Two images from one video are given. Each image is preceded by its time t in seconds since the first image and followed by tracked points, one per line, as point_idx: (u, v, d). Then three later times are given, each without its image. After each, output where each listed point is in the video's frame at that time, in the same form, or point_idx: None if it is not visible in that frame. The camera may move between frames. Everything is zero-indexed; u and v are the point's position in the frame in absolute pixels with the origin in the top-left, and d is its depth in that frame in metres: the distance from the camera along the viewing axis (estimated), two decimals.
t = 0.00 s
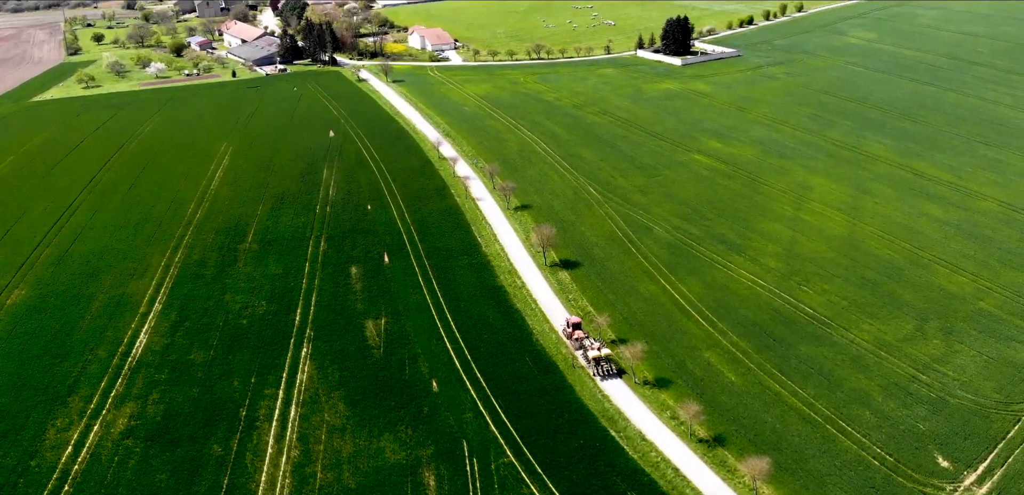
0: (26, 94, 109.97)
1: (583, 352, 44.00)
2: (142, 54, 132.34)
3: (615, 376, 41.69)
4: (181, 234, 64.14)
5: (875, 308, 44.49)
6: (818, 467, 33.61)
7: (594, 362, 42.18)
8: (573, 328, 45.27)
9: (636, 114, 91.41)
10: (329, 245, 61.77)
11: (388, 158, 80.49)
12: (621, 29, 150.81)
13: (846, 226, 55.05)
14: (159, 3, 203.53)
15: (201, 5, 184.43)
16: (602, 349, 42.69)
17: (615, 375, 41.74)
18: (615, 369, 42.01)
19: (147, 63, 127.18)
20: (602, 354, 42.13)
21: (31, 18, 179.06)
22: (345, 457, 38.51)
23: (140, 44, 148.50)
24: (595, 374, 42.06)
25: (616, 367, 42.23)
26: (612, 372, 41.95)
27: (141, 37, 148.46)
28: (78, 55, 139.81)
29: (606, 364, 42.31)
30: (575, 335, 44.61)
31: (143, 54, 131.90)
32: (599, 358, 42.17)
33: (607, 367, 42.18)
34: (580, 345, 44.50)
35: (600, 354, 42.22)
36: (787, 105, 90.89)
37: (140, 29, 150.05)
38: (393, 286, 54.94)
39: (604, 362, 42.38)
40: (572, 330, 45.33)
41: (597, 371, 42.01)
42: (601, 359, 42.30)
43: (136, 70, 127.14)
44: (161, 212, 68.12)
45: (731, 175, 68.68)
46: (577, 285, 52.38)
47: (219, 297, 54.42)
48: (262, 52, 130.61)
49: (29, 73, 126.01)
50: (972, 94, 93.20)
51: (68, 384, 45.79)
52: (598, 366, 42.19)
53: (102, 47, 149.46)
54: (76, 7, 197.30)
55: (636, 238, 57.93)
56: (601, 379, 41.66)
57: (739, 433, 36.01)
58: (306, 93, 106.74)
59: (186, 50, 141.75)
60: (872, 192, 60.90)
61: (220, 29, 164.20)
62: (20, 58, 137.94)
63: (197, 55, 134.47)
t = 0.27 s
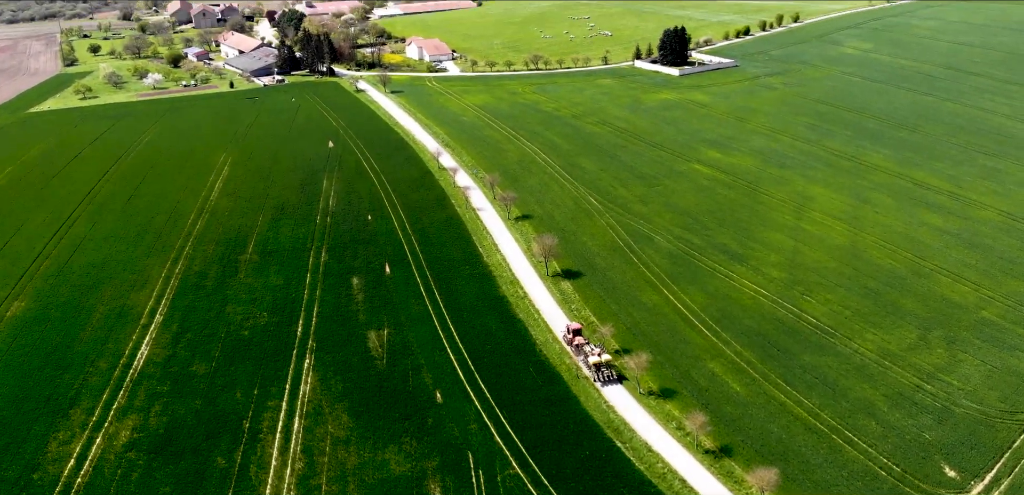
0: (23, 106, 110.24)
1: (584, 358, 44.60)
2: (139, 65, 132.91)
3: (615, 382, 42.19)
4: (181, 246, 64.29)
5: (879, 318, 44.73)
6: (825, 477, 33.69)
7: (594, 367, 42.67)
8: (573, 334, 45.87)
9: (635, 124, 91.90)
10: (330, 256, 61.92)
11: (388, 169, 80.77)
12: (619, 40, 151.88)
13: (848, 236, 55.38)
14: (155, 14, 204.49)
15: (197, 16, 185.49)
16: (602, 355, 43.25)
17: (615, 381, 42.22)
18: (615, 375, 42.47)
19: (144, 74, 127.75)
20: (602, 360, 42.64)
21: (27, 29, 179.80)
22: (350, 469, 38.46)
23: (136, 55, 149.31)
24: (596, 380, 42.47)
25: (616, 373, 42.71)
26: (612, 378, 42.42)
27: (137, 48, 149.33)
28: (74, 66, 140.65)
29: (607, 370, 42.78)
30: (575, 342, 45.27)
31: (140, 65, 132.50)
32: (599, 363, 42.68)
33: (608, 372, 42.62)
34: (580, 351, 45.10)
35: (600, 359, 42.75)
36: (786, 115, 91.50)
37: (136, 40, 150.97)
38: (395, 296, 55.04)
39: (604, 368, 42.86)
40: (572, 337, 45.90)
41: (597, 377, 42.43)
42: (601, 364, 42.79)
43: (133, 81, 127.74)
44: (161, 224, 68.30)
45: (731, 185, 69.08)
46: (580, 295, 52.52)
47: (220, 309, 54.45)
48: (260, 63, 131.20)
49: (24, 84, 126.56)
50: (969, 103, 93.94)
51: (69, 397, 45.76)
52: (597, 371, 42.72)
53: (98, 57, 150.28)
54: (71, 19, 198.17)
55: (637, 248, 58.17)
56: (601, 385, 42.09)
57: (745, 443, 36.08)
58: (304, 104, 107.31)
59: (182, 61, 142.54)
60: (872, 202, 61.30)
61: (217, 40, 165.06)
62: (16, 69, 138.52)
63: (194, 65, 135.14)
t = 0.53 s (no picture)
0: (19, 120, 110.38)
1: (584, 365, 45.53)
2: (135, 79, 133.39)
3: (616, 389, 43.04)
4: (182, 260, 64.40)
5: (883, 330, 44.95)
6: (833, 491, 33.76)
7: (595, 375, 43.45)
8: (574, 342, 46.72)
9: (633, 137, 92.50)
10: (332, 270, 62.06)
11: (389, 182, 81.10)
12: (616, 53, 153.13)
13: (849, 248, 55.75)
14: (150, 28, 205.33)
15: (192, 30, 186.53)
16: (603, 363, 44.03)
17: (615, 389, 43.03)
18: (615, 383, 43.30)
19: (140, 88, 128.20)
20: (602, 368, 43.44)
21: (21, 43, 180.27)
22: (357, 485, 38.39)
23: (132, 68, 150.08)
24: (597, 388, 43.27)
25: (616, 380, 43.55)
26: (612, 385, 43.24)
27: (133, 62, 150.10)
28: (70, 80, 141.24)
29: (607, 378, 43.59)
30: (576, 350, 46.11)
31: (136, 79, 133.24)
32: (599, 371, 43.48)
33: (608, 380, 43.44)
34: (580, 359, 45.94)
35: (600, 367, 43.55)
36: (783, 128, 92.27)
37: (132, 54, 151.74)
38: (398, 310, 55.15)
39: (604, 376, 43.65)
40: (572, 345, 46.77)
41: (598, 384, 43.22)
42: (601, 372, 43.57)
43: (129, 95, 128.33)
44: (161, 238, 68.40)
45: (731, 197, 69.53)
46: (583, 308, 52.70)
47: (222, 323, 54.46)
48: (257, 76, 131.81)
49: (19, 98, 126.92)
50: (966, 115, 94.86)
51: (71, 413, 45.63)
52: (598, 378, 43.48)
53: (93, 71, 151.01)
54: (66, 32, 198.67)
55: (639, 261, 58.45)
56: (602, 393, 42.88)
57: (753, 457, 36.14)
58: (302, 117, 107.87)
59: (178, 74, 143.31)
60: (872, 214, 61.77)
61: (212, 54, 165.92)
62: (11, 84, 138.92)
63: (190, 79, 135.84)
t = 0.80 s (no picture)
0: (16, 133, 110.59)
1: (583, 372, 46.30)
2: (131, 91, 134.07)
3: (616, 396, 43.72)
4: (183, 273, 64.49)
5: (886, 341, 45.15)
6: None
7: (595, 382, 44.15)
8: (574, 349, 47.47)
9: (632, 148, 93.03)
10: (333, 282, 62.18)
11: (389, 194, 81.38)
12: (613, 65, 154.27)
13: (850, 259, 56.07)
14: (146, 40, 206.26)
15: (188, 42, 187.61)
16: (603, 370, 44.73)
17: (615, 395, 43.72)
18: (615, 390, 44.00)
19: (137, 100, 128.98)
20: (603, 375, 44.15)
21: (15, 56, 180.88)
22: None
23: (127, 81, 150.90)
24: (597, 394, 43.90)
25: (616, 387, 44.25)
26: (612, 392, 43.92)
27: (129, 74, 150.93)
28: (65, 92, 141.87)
29: (607, 385, 44.29)
30: (576, 357, 46.86)
31: (132, 91, 133.90)
32: (600, 378, 44.19)
33: (608, 387, 44.14)
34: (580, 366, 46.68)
35: (600, 374, 44.25)
36: (781, 139, 92.93)
37: (127, 66, 152.60)
38: (400, 322, 55.23)
39: (605, 382, 44.35)
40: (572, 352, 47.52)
41: (598, 391, 43.90)
42: (602, 379, 44.26)
43: (125, 107, 128.89)
44: (160, 251, 68.51)
45: (731, 208, 69.92)
46: (586, 319, 52.85)
47: (223, 336, 54.47)
48: (254, 88, 132.53)
49: (15, 111, 127.39)
50: (963, 127, 95.71)
51: (72, 427, 45.51)
52: (598, 385, 44.14)
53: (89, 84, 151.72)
54: (61, 45, 199.44)
55: (641, 272, 58.70)
56: (601, 399, 43.53)
57: (761, 469, 36.19)
58: (300, 130, 108.33)
59: (174, 87, 144.05)
60: (872, 224, 62.17)
61: (208, 66, 166.83)
62: (7, 96, 139.39)
63: (186, 92, 136.68)
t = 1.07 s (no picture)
0: (12, 144, 110.79)
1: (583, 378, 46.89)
2: (127, 102, 134.62)
3: (615, 402, 44.27)
4: (182, 284, 64.53)
5: (889, 351, 45.33)
6: None
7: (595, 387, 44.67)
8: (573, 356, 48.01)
9: (630, 159, 93.47)
10: (334, 293, 62.24)
11: (389, 205, 81.58)
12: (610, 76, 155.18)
13: (851, 269, 56.34)
14: (141, 51, 207.16)
15: (184, 53, 188.50)
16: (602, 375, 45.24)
17: (615, 401, 44.27)
18: (615, 396, 44.55)
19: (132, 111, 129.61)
20: (602, 380, 44.69)
21: (10, 67, 181.43)
22: None
23: (123, 91, 151.56)
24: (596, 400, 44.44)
25: (616, 393, 44.78)
26: (612, 398, 44.46)
27: (124, 84, 151.59)
28: (60, 103, 142.34)
29: (607, 390, 44.82)
30: (576, 362, 47.40)
31: (128, 102, 134.39)
32: (599, 383, 44.71)
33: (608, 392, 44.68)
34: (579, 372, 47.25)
35: (600, 380, 44.77)
36: (779, 149, 93.48)
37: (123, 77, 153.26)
38: (401, 333, 55.27)
39: (604, 388, 44.89)
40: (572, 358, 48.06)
41: (598, 397, 44.44)
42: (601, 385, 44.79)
43: (121, 118, 129.32)
44: (159, 262, 68.58)
45: (731, 218, 70.25)
46: (587, 329, 52.95)
47: (223, 348, 54.45)
48: (251, 99, 133.10)
49: (11, 122, 127.62)
50: (960, 136, 96.42)
51: (73, 440, 45.37)
52: (598, 391, 44.57)
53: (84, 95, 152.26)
54: (55, 55, 200.00)
55: (642, 282, 58.90)
56: (601, 405, 44.07)
57: (767, 480, 36.22)
58: (298, 140, 108.72)
59: (170, 97, 144.66)
60: (872, 234, 62.50)
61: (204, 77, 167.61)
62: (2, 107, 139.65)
63: (182, 103, 137.27)
